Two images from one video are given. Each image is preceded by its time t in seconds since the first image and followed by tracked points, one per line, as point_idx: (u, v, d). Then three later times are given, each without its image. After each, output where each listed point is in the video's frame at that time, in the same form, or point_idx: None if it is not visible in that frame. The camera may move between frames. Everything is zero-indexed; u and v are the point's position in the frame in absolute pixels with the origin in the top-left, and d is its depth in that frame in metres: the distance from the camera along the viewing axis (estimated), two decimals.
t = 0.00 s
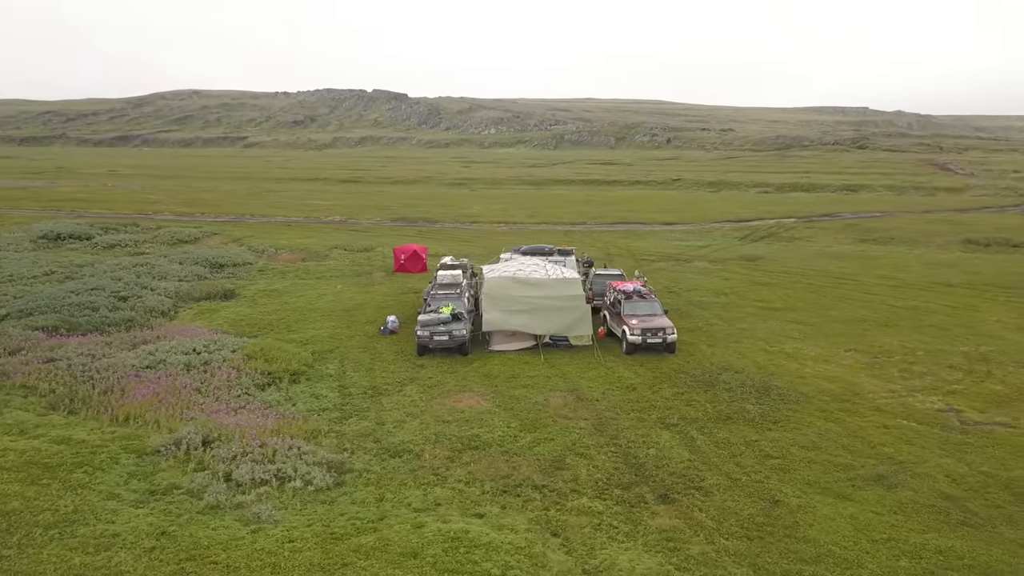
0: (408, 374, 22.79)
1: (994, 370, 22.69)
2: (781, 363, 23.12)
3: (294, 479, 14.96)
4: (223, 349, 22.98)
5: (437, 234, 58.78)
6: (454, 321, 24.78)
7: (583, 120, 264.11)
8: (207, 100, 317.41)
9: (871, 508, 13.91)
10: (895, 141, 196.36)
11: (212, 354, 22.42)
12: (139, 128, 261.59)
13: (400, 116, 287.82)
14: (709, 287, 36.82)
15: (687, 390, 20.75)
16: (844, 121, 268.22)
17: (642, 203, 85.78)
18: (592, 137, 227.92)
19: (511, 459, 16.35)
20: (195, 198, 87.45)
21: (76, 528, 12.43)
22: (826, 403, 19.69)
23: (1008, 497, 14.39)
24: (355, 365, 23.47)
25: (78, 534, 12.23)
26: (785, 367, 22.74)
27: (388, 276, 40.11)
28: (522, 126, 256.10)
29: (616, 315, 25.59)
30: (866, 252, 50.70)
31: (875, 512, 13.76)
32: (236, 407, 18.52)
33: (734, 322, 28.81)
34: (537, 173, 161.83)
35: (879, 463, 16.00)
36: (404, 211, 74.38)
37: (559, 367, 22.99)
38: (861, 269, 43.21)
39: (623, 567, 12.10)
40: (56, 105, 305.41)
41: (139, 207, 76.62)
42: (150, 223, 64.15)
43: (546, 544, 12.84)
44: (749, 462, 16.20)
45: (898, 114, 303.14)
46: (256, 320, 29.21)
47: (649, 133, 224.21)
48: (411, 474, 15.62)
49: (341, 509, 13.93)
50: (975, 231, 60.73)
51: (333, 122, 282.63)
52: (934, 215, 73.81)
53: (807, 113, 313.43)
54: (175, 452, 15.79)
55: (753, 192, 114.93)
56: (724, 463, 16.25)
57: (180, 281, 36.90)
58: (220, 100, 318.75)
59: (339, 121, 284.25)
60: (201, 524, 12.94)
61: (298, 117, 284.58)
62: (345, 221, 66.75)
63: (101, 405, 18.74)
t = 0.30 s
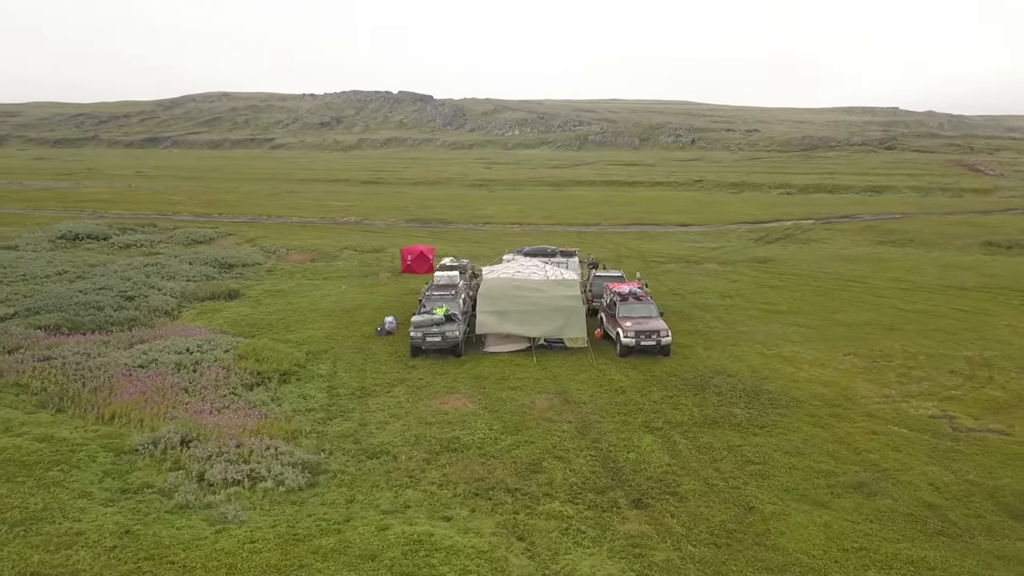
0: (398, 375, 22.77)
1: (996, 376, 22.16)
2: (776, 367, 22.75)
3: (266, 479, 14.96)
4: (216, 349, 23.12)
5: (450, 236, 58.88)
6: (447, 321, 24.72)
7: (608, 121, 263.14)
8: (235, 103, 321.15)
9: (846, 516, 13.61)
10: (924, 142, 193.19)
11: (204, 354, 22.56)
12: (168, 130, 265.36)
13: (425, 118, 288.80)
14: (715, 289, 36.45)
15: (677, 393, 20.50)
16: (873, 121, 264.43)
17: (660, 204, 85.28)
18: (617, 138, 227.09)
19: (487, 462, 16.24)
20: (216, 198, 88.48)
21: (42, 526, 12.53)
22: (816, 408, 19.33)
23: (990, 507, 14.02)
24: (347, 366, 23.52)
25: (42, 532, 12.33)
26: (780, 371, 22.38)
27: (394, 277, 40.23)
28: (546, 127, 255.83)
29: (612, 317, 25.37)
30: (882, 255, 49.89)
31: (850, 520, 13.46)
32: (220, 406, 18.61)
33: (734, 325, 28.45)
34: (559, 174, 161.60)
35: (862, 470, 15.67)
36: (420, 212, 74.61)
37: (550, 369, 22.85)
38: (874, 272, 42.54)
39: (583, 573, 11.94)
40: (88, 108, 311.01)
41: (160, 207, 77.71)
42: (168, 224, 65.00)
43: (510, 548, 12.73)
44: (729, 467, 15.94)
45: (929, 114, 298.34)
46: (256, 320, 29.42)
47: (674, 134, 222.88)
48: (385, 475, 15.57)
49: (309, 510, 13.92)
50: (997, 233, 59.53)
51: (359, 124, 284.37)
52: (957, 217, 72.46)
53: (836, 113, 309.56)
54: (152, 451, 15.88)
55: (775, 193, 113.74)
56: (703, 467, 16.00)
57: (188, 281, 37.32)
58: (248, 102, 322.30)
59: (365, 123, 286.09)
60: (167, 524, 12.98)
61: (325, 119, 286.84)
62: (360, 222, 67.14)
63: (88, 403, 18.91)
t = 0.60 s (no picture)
0: (399, 376, 22.76)
1: (1012, 384, 21.39)
2: (783, 372, 22.25)
3: (250, 479, 15.02)
4: (221, 348, 23.36)
5: (474, 237, 58.95)
6: (452, 323, 24.66)
7: (644, 121, 261.49)
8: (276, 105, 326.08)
9: (833, 527, 13.21)
10: (969, 142, 188.42)
11: (209, 353, 22.81)
12: (211, 132, 270.50)
13: (461, 120, 290.01)
14: (733, 292, 35.90)
15: (677, 398, 20.16)
16: (917, 121, 258.74)
17: (690, 206, 84.41)
18: (653, 139, 225.61)
19: (475, 465, 16.11)
20: (250, 199, 89.78)
21: (22, 522, 12.70)
22: (818, 415, 18.84)
23: (986, 521, 13.50)
24: (350, 366, 23.59)
25: (21, 528, 12.50)
26: (786, 376, 21.89)
27: (412, 278, 40.37)
28: (582, 128, 255.23)
29: (618, 319, 25.10)
30: (912, 258, 48.70)
31: (836, 531, 13.07)
32: (216, 404, 18.75)
33: (747, 329, 27.94)
34: (593, 175, 161.03)
35: (857, 480, 15.21)
36: (448, 213, 74.82)
37: (552, 371, 22.67)
38: (901, 275, 41.52)
39: None
40: (135, 111, 318.10)
41: (194, 208, 79.16)
42: (199, 224, 66.16)
43: (482, 553, 12.58)
44: (719, 475, 15.59)
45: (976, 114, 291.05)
46: (269, 320, 29.70)
47: (711, 135, 220.71)
48: (369, 477, 15.53)
49: (289, 509, 13.93)
50: None
51: (397, 126, 286.61)
52: (996, 220, 70.44)
53: (878, 113, 303.64)
54: (143, 449, 16.05)
55: (811, 195, 111.86)
56: (693, 474, 15.68)
57: (209, 281, 37.87)
58: (288, 105, 327.03)
59: (402, 125, 288.37)
60: (145, 522, 13.07)
61: (363, 121, 289.72)
62: (387, 223, 67.59)
63: (89, 400, 19.21)
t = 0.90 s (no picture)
0: (409, 376, 22.79)
1: None
2: (799, 379, 21.66)
3: (244, 477, 15.13)
4: (236, 347, 23.68)
5: (507, 239, 58.94)
6: (464, 324, 24.62)
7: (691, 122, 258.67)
8: (326, 108, 331.44)
9: (826, 541, 12.73)
10: None
11: (224, 351, 23.16)
12: (262, 134, 275.93)
13: (507, 121, 290.69)
14: (760, 296, 35.19)
15: (685, 404, 19.76)
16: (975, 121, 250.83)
17: (730, 208, 83.08)
18: (700, 140, 223.03)
19: (469, 467, 16.00)
20: (293, 200, 91.24)
21: (15, 515, 12.96)
22: (829, 423, 18.28)
23: (992, 538, 12.90)
24: (362, 366, 23.73)
25: (13, 521, 12.76)
26: (802, 384, 21.31)
27: (438, 279, 40.54)
28: (628, 129, 253.60)
29: (633, 323, 24.77)
30: (955, 262, 47.13)
31: (829, 545, 12.61)
32: (223, 402, 19.00)
33: (769, 334, 27.31)
34: (637, 176, 159.76)
35: (860, 491, 14.69)
36: (484, 215, 74.93)
37: (562, 375, 22.46)
38: (940, 280, 40.20)
39: None
40: (191, 113, 326.34)
41: (237, 208, 80.81)
42: (240, 224, 67.46)
43: (461, 557, 12.45)
44: (716, 484, 15.21)
45: None
46: (290, 319, 30.07)
47: (759, 136, 217.27)
48: (362, 477, 15.54)
49: (277, 508, 14.00)
50: None
51: (443, 128, 288.62)
52: None
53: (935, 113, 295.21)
54: (144, 444, 16.31)
55: (858, 197, 109.26)
56: (689, 482, 15.33)
57: (239, 280, 38.53)
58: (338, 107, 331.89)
59: (449, 127, 290.29)
60: (134, 517, 13.24)
61: (410, 123, 292.37)
62: (423, 223, 68.01)
63: (103, 396, 19.63)
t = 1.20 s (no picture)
0: (420, 377, 22.79)
1: None
2: (816, 388, 20.98)
3: (239, 474, 15.28)
4: (253, 345, 24.00)
5: (542, 240, 58.78)
6: (478, 326, 24.58)
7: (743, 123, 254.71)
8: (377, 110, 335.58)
9: (816, 556, 12.28)
10: None
11: (240, 349, 23.48)
12: (314, 136, 280.65)
13: (556, 123, 290.24)
14: (791, 300, 34.39)
15: (693, 409, 19.35)
16: None
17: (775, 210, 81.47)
18: (751, 141, 219.48)
19: (464, 470, 15.91)
20: (337, 201, 92.45)
21: (10, 508, 13.29)
22: (841, 433, 17.66)
23: (995, 557, 12.30)
24: (376, 366, 23.85)
25: (8, 514, 13.08)
26: (818, 392, 20.66)
27: (467, 280, 40.59)
28: (678, 130, 250.87)
29: (650, 327, 24.39)
30: (1003, 267, 45.38)
31: (818, 561, 12.17)
32: (231, 400, 19.24)
33: (792, 340, 26.56)
34: (684, 178, 157.97)
35: (861, 504, 14.16)
36: (523, 216, 74.85)
37: (573, 378, 22.23)
38: (985, 286, 38.71)
39: None
40: (247, 116, 333.87)
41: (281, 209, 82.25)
42: (282, 224, 68.64)
43: (439, 561, 12.35)
44: (712, 493, 14.83)
45: None
46: (313, 319, 30.41)
47: (811, 137, 212.81)
48: (355, 477, 15.55)
49: (266, 506, 14.09)
50: None
51: (493, 129, 289.49)
52: None
53: (999, 113, 285.21)
54: (147, 441, 16.61)
55: (911, 199, 106.12)
56: (686, 490, 14.96)
57: (271, 280, 39.14)
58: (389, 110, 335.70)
59: (498, 128, 291.30)
60: (124, 512, 13.46)
61: (460, 125, 293.98)
62: (460, 225, 68.29)
63: (117, 392, 20.05)
